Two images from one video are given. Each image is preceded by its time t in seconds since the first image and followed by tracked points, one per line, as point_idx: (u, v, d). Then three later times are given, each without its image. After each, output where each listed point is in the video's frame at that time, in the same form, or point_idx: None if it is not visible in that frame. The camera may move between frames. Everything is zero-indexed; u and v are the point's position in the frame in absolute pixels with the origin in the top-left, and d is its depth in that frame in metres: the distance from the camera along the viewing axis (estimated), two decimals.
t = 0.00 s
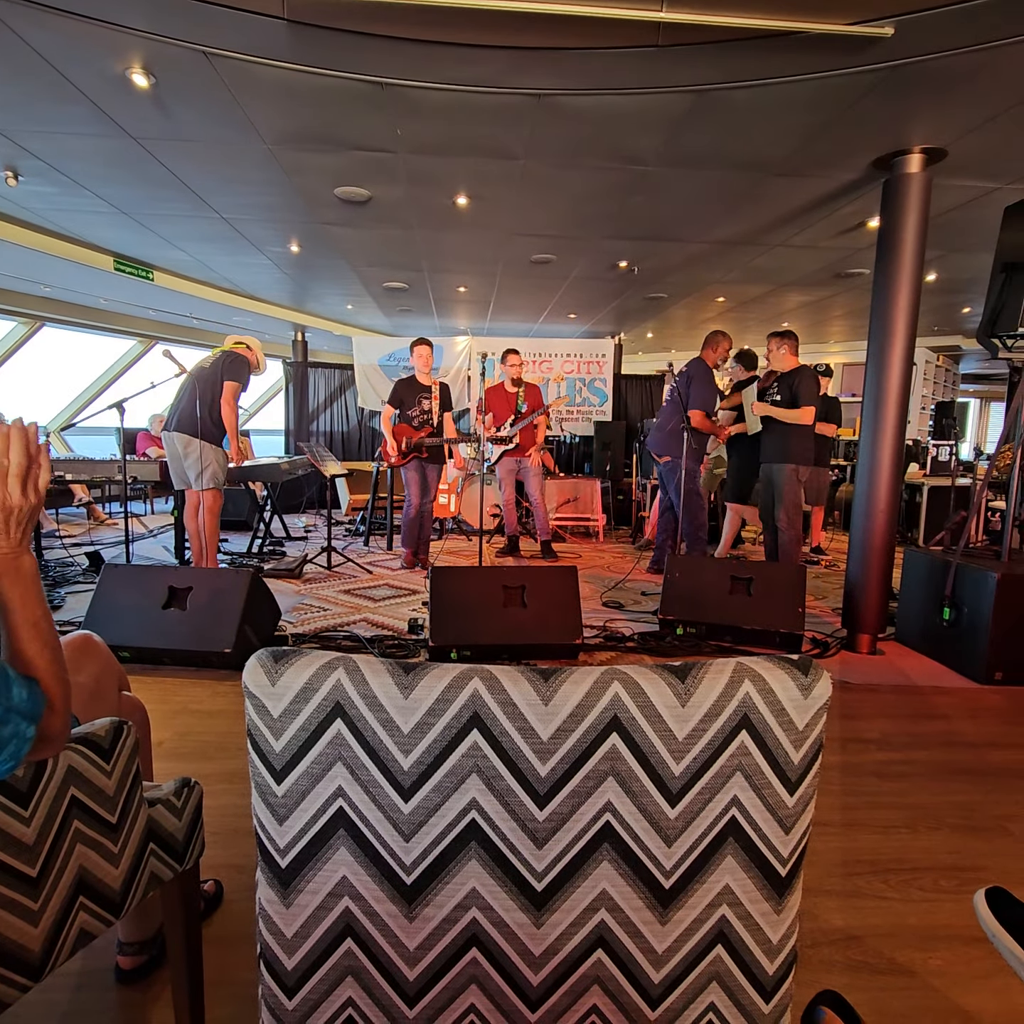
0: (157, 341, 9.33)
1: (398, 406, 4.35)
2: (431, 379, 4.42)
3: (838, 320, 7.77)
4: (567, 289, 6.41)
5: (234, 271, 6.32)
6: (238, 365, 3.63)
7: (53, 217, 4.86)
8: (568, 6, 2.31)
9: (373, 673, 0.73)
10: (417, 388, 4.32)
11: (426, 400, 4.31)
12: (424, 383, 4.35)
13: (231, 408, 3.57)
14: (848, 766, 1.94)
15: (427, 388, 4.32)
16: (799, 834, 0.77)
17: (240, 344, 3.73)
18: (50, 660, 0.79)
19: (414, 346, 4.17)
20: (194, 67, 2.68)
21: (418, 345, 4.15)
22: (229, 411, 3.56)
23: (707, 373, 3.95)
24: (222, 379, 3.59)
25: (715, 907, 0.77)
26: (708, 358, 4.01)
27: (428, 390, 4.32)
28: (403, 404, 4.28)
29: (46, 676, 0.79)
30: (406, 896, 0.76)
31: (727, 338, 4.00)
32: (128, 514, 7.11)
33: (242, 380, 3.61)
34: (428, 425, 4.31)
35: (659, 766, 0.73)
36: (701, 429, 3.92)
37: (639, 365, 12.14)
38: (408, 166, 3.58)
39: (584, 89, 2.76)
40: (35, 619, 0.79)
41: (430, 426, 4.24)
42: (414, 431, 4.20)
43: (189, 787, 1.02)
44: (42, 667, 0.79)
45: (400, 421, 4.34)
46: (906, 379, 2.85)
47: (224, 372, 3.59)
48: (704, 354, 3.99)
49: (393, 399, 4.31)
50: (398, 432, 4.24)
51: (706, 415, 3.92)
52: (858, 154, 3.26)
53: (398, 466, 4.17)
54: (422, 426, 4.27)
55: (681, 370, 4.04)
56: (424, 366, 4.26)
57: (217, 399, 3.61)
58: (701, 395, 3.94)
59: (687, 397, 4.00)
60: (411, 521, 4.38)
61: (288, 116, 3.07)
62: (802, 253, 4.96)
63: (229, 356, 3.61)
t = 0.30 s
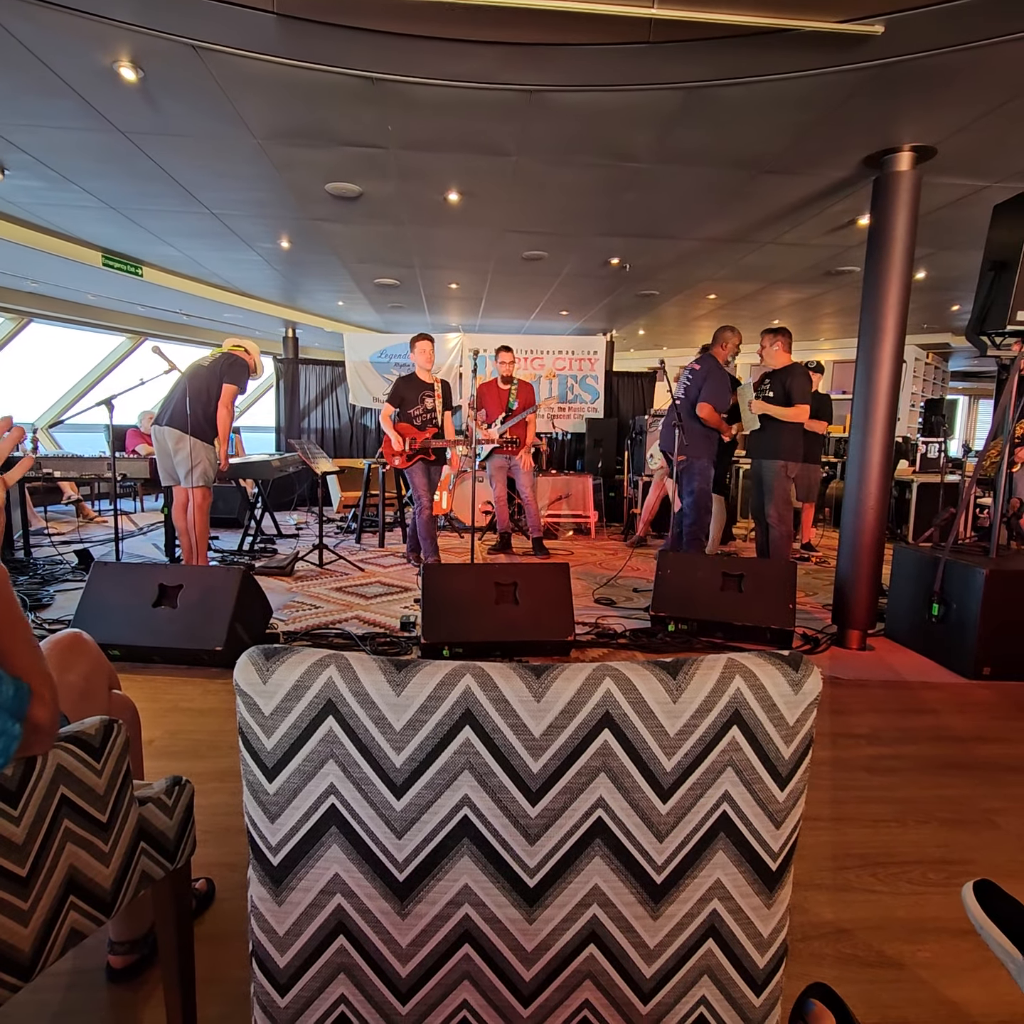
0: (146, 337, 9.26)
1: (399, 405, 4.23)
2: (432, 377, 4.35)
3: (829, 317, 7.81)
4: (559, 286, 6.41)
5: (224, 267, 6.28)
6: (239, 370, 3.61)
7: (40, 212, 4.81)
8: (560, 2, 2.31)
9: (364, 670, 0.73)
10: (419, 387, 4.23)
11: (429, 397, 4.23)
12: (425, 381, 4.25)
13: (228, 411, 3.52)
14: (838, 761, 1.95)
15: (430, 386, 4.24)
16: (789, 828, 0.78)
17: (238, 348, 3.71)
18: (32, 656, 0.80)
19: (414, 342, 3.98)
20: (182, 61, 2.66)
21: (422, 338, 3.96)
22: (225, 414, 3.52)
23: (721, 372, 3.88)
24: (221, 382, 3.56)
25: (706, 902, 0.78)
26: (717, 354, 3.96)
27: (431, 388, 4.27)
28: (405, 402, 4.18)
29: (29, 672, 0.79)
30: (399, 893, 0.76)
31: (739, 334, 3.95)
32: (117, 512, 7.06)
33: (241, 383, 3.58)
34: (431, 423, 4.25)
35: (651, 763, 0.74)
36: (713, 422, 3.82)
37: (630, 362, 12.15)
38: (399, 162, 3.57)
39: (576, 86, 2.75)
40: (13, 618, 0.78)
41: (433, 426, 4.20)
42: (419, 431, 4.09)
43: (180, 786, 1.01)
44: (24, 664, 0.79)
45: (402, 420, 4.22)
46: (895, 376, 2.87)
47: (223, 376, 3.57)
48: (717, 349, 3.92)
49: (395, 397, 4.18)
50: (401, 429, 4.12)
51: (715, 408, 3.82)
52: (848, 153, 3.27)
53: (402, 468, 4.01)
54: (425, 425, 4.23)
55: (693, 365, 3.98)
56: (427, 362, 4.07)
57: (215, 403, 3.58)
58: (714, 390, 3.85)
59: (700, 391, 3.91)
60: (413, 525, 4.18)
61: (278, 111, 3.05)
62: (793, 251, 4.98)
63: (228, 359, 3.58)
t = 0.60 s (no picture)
0: (144, 335, 9.24)
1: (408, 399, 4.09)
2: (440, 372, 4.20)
3: (826, 316, 7.82)
4: (557, 285, 6.41)
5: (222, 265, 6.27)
6: (243, 376, 3.61)
7: (36, 210, 4.80)
8: None
9: (362, 669, 0.73)
10: (428, 380, 4.09)
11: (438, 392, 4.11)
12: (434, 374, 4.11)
13: (230, 417, 3.56)
14: (836, 760, 1.96)
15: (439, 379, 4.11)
16: (787, 827, 0.78)
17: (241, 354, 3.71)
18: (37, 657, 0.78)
19: (422, 333, 3.87)
20: (178, 58, 2.65)
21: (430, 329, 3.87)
22: (226, 420, 3.55)
23: (732, 372, 3.87)
24: (223, 385, 3.56)
25: (704, 901, 0.78)
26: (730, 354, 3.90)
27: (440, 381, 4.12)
28: (415, 396, 4.04)
29: (30, 675, 0.78)
30: (397, 891, 0.76)
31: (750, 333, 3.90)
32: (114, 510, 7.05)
33: (244, 389, 3.60)
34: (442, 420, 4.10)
35: (649, 762, 0.74)
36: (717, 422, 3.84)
37: (628, 360, 12.15)
38: (398, 160, 3.56)
39: (575, 84, 2.75)
40: (19, 617, 0.77)
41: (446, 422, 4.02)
42: (431, 427, 3.96)
43: (177, 785, 1.01)
44: (27, 665, 0.77)
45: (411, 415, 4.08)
46: (893, 375, 2.87)
47: (226, 382, 3.58)
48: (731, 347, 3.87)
49: (404, 392, 4.06)
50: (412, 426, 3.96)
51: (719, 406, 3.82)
52: (846, 151, 3.27)
53: (414, 467, 3.89)
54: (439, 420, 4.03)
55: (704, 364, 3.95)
56: (435, 354, 3.97)
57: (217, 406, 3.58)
58: (721, 389, 3.84)
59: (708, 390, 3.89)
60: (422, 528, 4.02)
61: (275, 109, 3.04)
62: (791, 249, 4.98)
63: (231, 364, 3.59)
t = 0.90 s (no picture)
0: (142, 333, 9.23)
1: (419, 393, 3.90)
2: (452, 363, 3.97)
3: (825, 315, 7.82)
4: (556, 283, 6.41)
5: (220, 264, 6.26)
6: (245, 392, 3.59)
7: (33, 208, 4.79)
8: None
9: (360, 668, 0.73)
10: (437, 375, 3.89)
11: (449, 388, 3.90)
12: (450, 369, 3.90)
13: (228, 429, 3.54)
14: (834, 758, 1.96)
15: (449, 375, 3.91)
16: (784, 825, 0.78)
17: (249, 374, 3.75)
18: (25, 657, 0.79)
19: (432, 327, 3.79)
20: (176, 55, 2.64)
21: (442, 323, 3.77)
22: (224, 431, 3.52)
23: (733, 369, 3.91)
24: (226, 398, 3.59)
25: (701, 897, 0.78)
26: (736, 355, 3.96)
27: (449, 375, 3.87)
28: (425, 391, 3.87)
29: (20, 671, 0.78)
30: (395, 889, 0.76)
31: (758, 334, 3.93)
32: (112, 509, 7.05)
33: (246, 405, 3.60)
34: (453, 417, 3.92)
35: (647, 760, 0.74)
36: (712, 421, 3.88)
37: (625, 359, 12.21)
38: (396, 158, 3.55)
39: (574, 82, 2.75)
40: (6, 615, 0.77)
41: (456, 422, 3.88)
42: (442, 426, 3.82)
43: (175, 784, 1.01)
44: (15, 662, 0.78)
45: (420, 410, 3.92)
46: (891, 374, 2.87)
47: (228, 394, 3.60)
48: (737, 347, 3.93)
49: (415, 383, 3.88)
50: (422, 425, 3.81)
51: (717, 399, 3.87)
52: (845, 150, 3.27)
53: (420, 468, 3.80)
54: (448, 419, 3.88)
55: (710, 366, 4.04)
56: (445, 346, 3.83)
57: (218, 416, 3.58)
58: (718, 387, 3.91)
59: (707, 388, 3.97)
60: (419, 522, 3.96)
61: (273, 107, 3.04)
62: (789, 248, 4.98)
63: (238, 379, 3.62)
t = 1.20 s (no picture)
0: (141, 331, 9.23)
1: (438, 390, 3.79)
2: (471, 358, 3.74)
3: (824, 314, 7.82)
4: (555, 282, 6.41)
5: (218, 261, 6.25)
6: (247, 407, 3.66)
7: (31, 205, 4.78)
8: None
9: (359, 666, 0.73)
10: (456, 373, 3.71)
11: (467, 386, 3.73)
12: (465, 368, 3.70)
13: (226, 432, 3.57)
14: (833, 756, 1.97)
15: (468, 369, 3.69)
16: (781, 823, 0.78)
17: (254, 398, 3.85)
18: (35, 656, 0.80)
19: (450, 322, 3.42)
20: (175, 53, 2.63)
21: (457, 319, 3.40)
22: (221, 435, 3.55)
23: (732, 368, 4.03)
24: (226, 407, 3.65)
25: (699, 895, 0.78)
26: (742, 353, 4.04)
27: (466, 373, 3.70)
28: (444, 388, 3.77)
29: (25, 670, 0.79)
30: (393, 887, 0.76)
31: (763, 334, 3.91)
32: (110, 507, 7.04)
33: (247, 416, 3.67)
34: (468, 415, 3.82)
35: (645, 758, 0.74)
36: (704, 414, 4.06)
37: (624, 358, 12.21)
38: (395, 156, 3.55)
39: (573, 80, 2.75)
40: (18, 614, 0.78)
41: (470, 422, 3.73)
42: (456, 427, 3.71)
43: (174, 782, 1.01)
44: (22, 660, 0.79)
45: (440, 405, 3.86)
46: (889, 373, 2.87)
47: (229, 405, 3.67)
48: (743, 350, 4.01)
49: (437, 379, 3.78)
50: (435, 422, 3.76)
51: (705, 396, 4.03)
52: (844, 149, 3.26)
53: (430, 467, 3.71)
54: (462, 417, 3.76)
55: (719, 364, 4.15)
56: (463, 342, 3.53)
57: (216, 421, 3.62)
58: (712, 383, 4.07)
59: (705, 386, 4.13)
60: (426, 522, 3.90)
61: (272, 104, 3.03)
62: (788, 247, 4.98)
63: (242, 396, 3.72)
